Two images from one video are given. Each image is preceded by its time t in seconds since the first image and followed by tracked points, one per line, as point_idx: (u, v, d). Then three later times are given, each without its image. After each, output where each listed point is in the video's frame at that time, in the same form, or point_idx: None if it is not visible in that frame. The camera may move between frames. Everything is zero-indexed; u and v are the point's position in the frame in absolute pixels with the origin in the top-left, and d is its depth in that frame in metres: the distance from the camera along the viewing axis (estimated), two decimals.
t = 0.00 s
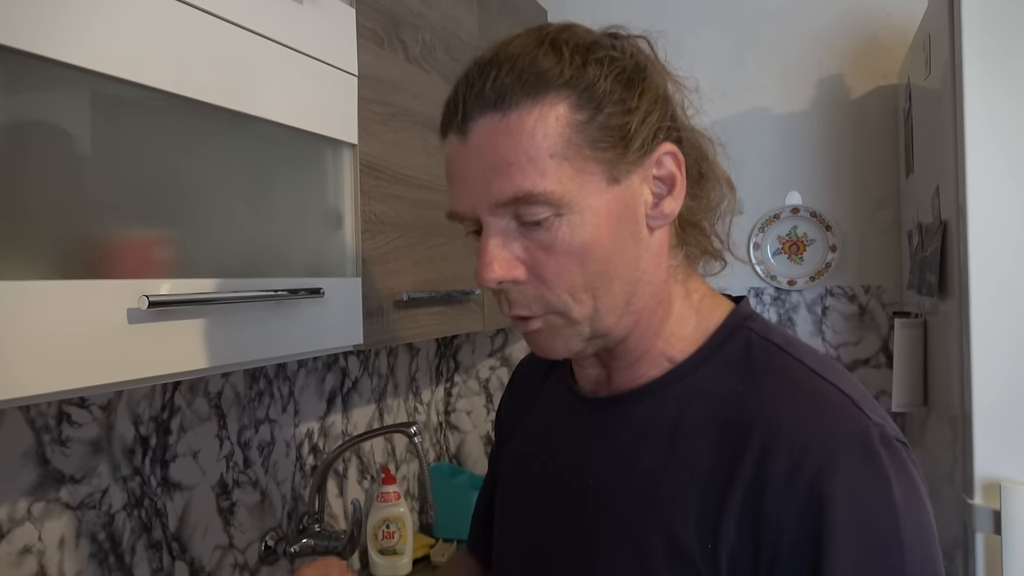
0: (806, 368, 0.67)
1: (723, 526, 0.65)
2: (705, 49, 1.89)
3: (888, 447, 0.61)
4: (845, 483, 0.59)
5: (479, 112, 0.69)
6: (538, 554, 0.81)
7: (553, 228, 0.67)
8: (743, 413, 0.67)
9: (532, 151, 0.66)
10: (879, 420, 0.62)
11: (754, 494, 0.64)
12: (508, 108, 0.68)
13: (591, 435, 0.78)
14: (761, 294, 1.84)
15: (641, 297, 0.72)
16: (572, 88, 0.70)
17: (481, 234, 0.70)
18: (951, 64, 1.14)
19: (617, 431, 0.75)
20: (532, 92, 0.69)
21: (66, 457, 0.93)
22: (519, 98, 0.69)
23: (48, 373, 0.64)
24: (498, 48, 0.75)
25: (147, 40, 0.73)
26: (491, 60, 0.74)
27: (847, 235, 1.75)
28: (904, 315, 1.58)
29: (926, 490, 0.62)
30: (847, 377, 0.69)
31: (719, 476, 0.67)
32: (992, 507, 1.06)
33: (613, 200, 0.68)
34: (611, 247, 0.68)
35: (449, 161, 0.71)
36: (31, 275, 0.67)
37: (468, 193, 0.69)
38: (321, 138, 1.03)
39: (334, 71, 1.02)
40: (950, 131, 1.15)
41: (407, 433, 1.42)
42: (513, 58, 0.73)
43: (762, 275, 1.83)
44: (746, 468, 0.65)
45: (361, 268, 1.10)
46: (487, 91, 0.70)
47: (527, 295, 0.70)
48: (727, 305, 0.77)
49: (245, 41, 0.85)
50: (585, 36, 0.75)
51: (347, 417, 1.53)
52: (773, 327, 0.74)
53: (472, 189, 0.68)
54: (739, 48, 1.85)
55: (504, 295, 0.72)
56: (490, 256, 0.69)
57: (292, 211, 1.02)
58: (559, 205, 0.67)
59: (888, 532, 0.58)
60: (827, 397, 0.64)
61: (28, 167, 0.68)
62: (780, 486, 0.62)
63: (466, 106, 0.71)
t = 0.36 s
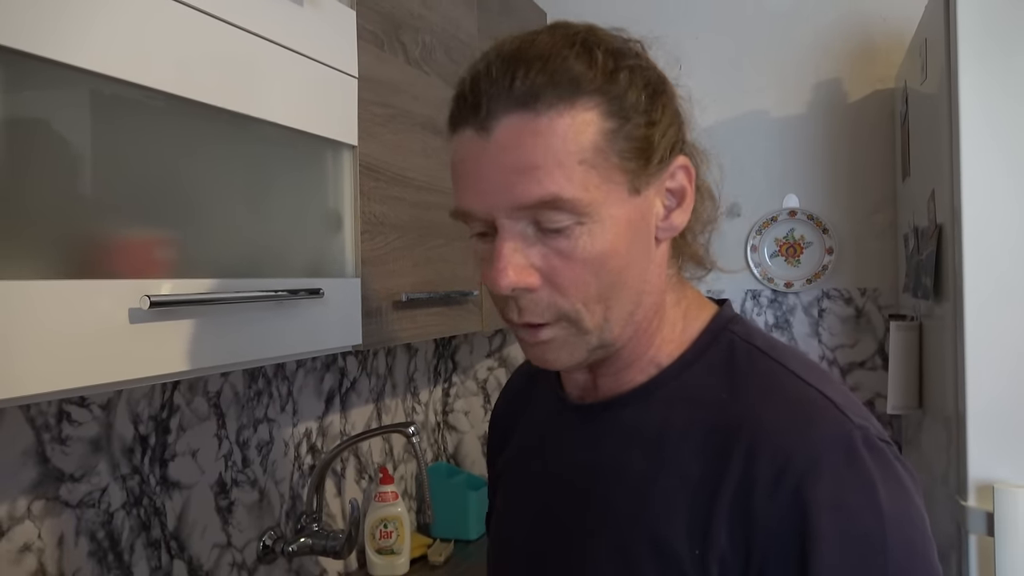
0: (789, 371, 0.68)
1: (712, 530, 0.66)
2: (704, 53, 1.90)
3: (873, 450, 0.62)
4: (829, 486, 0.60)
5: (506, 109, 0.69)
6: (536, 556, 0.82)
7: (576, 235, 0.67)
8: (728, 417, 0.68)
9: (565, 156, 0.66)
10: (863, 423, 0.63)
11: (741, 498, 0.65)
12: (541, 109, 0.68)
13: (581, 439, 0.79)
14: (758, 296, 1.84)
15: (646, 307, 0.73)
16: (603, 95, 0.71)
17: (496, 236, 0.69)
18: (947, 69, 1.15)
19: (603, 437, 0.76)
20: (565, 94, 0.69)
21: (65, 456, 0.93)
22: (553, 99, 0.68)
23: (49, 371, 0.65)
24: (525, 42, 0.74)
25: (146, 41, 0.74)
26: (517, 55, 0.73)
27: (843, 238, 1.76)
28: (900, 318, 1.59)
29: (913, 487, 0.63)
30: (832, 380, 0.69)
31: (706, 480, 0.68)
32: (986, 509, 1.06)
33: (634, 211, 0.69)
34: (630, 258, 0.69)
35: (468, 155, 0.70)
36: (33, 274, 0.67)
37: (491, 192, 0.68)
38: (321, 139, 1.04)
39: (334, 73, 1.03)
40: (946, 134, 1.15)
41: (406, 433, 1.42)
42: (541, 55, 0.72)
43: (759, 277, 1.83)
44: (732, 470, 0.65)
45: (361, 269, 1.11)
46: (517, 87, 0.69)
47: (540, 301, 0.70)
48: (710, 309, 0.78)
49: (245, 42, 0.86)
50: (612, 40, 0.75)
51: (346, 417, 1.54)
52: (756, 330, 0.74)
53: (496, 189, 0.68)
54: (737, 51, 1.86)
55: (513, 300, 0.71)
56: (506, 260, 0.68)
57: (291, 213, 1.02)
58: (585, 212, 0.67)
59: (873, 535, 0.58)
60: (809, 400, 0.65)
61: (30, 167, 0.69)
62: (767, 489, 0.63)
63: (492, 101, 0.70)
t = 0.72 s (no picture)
0: (787, 378, 0.68)
1: (707, 539, 0.67)
2: (703, 53, 1.90)
3: (867, 460, 0.62)
4: (823, 497, 0.60)
5: (460, 137, 0.69)
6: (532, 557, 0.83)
7: (538, 257, 0.67)
8: (721, 426, 0.68)
9: (517, 180, 0.66)
10: (858, 432, 0.63)
11: (736, 506, 0.65)
12: (491, 135, 0.67)
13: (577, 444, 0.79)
14: (755, 297, 1.85)
15: (626, 320, 0.73)
16: (558, 115, 0.69)
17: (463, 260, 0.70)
18: (944, 71, 1.15)
19: (598, 442, 0.76)
20: (516, 118, 0.68)
21: (64, 454, 0.94)
22: (503, 125, 0.68)
23: (48, 369, 0.65)
24: (483, 64, 0.73)
25: (146, 41, 0.74)
26: (474, 79, 0.72)
27: (840, 240, 1.77)
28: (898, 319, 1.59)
29: (908, 498, 0.64)
30: (828, 386, 0.69)
31: (700, 489, 0.68)
32: (981, 509, 1.07)
33: (598, 229, 0.69)
34: (596, 276, 0.69)
35: (430, 183, 0.71)
36: (32, 273, 0.67)
37: (452, 218, 0.68)
38: (320, 140, 1.04)
39: (334, 73, 1.03)
40: (943, 135, 1.16)
41: (404, 433, 1.42)
42: (498, 77, 0.71)
43: (757, 278, 1.84)
44: (727, 479, 0.66)
45: (359, 269, 1.11)
46: (469, 113, 0.69)
47: (511, 321, 0.71)
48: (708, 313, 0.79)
49: (244, 43, 0.86)
50: (572, 54, 0.73)
51: (344, 417, 1.54)
52: (755, 335, 0.74)
53: (455, 214, 0.68)
54: (736, 53, 1.87)
55: (488, 320, 0.72)
56: (471, 284, 0.69)
57: (291, 214, 1.03)
58: (542, 235, 0.67)
59: (866, 545, 0.59)
60: (805, 408, 0.64)
61: (31, 166, 0.69)
62: (761, 499, 0.63)
63: (448, 129, 0.69)
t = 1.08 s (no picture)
0: (784, 372, 0.68)
1: (705, 533, 0.67)
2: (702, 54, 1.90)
3: (867, 454, 0.62)
4: (822, 490, 0.60)
5: (456, 130, 0.69)
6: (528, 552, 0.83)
7: (534, 248, 0.67)
8: (718, 419, 0.68)
9: (513, 170, 0.66)
10: (857, 426, 0.63)
11: (733, 499, 0.65)
12: (487, 127, 0.68)
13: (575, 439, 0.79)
14: (754, 296, 1.85)
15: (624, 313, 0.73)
16: (553, 108, 0.69)
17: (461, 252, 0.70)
18: (942, 71, 1.15)
19: (596, 436, 0.76)
20: (511, 110, 0.68)
21: (63, 452, 0.94)
22: (498, 117, 0.68)
23: (48, 366, 0.65)
24: (479, 59, 0.74)
25: (146, 39, 0.74)
26: (471, 74, 0.72)
27: (839, 239, 1.77)
28: (896, 319, 1.60)
29: (908, 494, 0.63)
30: (826, 380, 0.69)
31: (698, 482, 0.68)
32: (979, 508, 1.07)
33: (594, 221, 0.69)
34: (593, 267, 0.69)
35: (427, 177, 0.71)
36: (31, 270, 0.68)
37: (450, 209, 0.69)
38: (320, 138, 1.04)
39: (333, 71, 1.03)
40: (941, 136, 1.16)
41: (402, 431, 1.42)
42: (494, 70, 0.71)
43: (756, 278, 1.84)
44: (725, 473, 0.66)
45: (359, 267, 1.11)
46: (466, 107, 0.69)
47: (509, 314, 0.71)
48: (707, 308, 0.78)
49: (244, 41, 0.86)
50: (569, 49, 0.73)
51: (343, 415, 1.54)
52: (754, 331, 0.74)
53: (452, 205, 0.69)
54: (735, 53, 1.87)
55: (484, 313, 0.72)
56: (468, 276, 0.69)
57: (290, 212, 1.03)
58: (538, 226, 0.67)
59: (865, 539, 0.59)
60: (803, 402, 0.64)
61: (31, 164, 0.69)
62: (759, 492, 0.63)
63: (444, 123, 0.70)
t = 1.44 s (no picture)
0: (785, 364, 0.68)
1: (703, 523, 0.66)
2: (702, 54, 1.90)
3: (866, 444, 0.62)
4: (822, 478, 0.60)
5: (470, 117, 0.69)
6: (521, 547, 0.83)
7: (544, 237, 0.67)
8: (718, 410, 0.68)
9: (525, 157, 0.66)
10: (857, 417, 0.63)
11: (733, 488, 0.65)
12: (502, 114, 0.68)
13: (570, 433, 0.79)
14: (753, 296, 1.85)
15: (631, 306, 0.72)
16: (567, 97, 0.69)
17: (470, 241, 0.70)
18: (942, 72, 1.15)
19: (592, 427, 0.76)
20: (526, 98, 0.68)
21: (63, 451, 0.94)
22: (513, 105, 0.68)
23: (47, 365, 0.65)
24: (492, 49, 0.74)
25: (146, 39, 0.74)
26: (484, 62, 0.73)
27: (838, 239, 1.77)
28: (894, 318, 1.60)
29: (905, 486, 0.64)
30: (826, 373, 0.69)
31: (697, 472, 0.68)
32: (977, 507, 1.08)
33: (605, 212, 0.69)
34: (603, 258, 0.69)
35: (437, 165, 0.71)
36: (31, 269, 0.67)
37: (461, 196, 0.69)
38: (319, 137, 1.04)
39: (333, 70, 1.03)
40: (941, 136, 1.16)
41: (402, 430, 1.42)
42: (509, 59, 0.71)
43: (755, 278, 1.84)
44: (724, 462, 0.66)
45: (358, 266, 1.11)
46: (480, 94, 0.69)
47: (517, 305, 0.70)
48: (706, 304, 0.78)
49: (244, 39, 0.86)
50: (583, 40, 0.74)
51: (342, 414, 1.54)
52: (754, 324, 0.74)
53: (463, 192, 0.69)
54: (734, 53, 1.87)
55: (491, 303, 0.72)
56: (478, 264, 0.69)
57: (290, 210, 1.03)
58: (549, 214, 0.67)
59: (864, 528, 0.59)
60: (804, 392, 0.64)
61: (31, 163, 0.69)
62: (759, 480, 0.63)
63: (457, 110, 0.70)
